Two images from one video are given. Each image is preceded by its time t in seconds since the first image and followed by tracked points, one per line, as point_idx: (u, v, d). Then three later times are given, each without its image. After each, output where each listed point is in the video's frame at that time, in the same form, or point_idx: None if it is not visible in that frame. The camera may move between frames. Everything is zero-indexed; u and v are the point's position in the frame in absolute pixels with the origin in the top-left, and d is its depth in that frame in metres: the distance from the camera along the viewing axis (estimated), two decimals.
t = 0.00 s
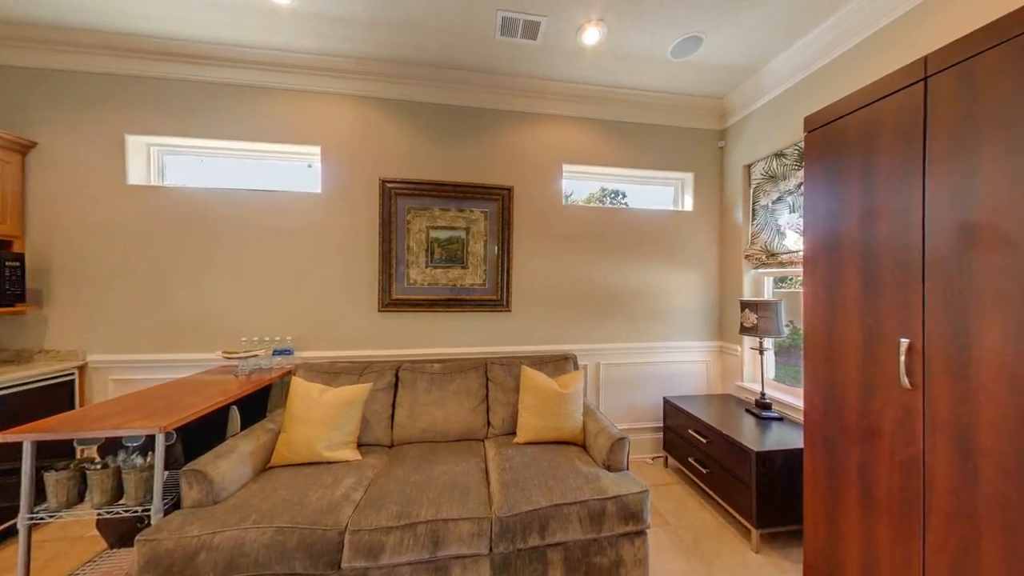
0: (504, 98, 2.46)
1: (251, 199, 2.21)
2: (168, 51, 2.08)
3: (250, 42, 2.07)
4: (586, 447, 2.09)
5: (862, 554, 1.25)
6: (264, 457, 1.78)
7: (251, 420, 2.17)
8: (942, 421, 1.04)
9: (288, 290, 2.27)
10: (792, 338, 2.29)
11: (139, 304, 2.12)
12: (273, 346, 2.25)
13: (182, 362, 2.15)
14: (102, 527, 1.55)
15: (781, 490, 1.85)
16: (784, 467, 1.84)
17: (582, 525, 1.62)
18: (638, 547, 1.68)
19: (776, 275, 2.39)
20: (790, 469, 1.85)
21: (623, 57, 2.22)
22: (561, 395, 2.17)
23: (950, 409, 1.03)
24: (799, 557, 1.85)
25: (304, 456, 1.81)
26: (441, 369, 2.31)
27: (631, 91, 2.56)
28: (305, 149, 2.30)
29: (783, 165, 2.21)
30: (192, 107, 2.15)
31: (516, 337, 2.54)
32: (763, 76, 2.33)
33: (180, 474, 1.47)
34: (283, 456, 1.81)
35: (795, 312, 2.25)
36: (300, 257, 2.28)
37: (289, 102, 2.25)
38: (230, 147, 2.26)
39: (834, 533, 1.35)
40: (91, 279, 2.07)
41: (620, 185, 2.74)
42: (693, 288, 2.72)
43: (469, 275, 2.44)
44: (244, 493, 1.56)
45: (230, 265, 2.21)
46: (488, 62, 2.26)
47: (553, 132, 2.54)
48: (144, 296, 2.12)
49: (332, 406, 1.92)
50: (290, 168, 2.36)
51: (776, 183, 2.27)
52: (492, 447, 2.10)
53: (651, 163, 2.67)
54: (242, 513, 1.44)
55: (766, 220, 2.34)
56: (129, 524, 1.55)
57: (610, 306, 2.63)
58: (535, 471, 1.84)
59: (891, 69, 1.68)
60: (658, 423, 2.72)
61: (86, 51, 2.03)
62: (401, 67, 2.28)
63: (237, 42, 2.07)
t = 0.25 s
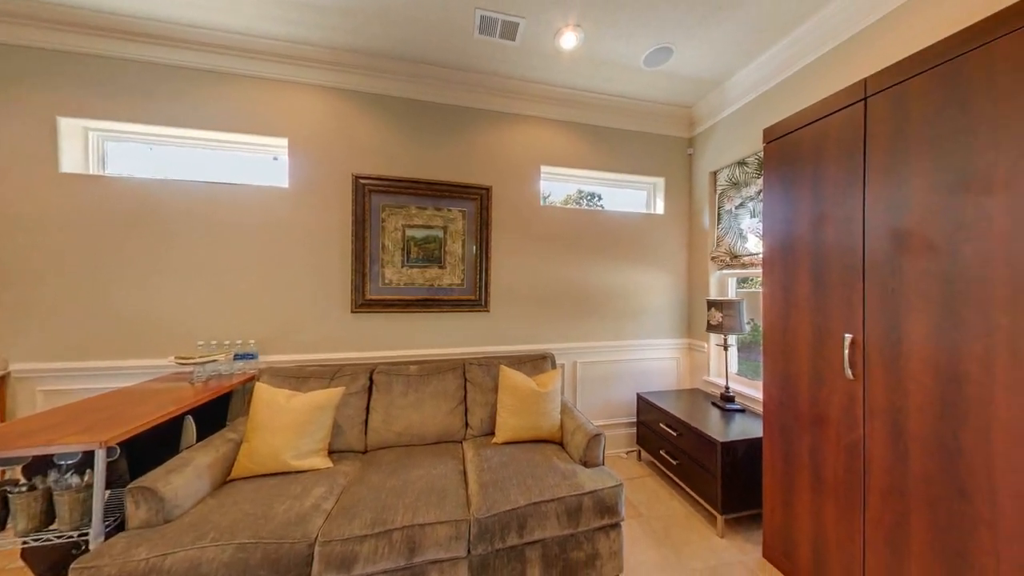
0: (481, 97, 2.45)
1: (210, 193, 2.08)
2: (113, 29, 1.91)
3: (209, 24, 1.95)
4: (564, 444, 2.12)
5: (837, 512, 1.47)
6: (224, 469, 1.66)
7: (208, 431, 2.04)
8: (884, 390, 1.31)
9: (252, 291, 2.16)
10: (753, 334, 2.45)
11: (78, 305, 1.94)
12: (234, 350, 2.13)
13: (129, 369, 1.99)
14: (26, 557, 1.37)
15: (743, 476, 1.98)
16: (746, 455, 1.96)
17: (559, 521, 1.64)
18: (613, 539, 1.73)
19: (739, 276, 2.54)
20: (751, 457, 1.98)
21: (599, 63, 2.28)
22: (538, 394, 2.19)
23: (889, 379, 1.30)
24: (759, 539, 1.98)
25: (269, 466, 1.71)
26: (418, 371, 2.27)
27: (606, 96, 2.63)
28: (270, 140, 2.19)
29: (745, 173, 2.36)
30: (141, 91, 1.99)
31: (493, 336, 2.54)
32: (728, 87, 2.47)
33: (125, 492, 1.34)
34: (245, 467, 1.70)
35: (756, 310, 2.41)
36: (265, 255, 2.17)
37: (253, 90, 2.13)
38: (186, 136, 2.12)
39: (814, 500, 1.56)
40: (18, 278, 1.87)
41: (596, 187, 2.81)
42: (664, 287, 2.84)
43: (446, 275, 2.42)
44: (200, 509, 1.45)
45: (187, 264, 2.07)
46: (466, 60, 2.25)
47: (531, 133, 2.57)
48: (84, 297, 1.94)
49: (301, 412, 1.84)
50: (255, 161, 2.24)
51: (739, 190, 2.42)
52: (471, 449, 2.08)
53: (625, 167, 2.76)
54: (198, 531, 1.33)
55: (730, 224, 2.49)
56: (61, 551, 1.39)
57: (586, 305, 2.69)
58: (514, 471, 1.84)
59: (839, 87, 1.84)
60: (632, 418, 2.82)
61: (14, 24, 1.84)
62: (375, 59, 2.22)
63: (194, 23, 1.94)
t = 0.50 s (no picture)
0: (457, 95, 2.43)
1: (157, 183, 1.91)
2: None
3: None
4: (540, 442, 2.14)
5: (787, 494, 1.60)
6: (172, 487, 1.52)
7: (154, 445, 1.87)
8: (827, 381, 1.45)
9: (207, 291, 2.01)
10: (716, 332, 2.61)
11: None
12: (184, 356, 1.97)
13: (58, 380, 1.79)
14: None
15: (707, 465, 2.10)
16: (709, 445, 2.09)
17: (535, 519, 1.65)
18: (587, 533, 1.75)
19: (703, 277, 2.69)
20: (714, 447, 2.10)
21: (573, 68, 2.33)
22: (515, 394, 2.20)
23: (831, 371, 1.44)
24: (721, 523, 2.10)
25: (225, 480, 1.58)
26: (391, 374, 2.21)
27: (580, 101, 2.69)
28: (227, 129, 2.04)
29: (708, 179, 2.50)
30: (75, 69, 1.80)
31: (470, 337, 2.53)
32: (693, 99, 2.62)
33: (50, 518, 1.19)
34: (198, 483, 1.56)
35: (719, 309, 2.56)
36: (221, 252, 2.03)
37: (209, 74, 1.98)
38: (129, 120, 1.93)
39: (768, 484, 1.69)
40: None
41: (571, 189, 2.86)
42: (635, 288, 2.95)
43: (421, 274, 2.38)
44: (145, 531, 1.32)
45: (129, 260, 1.88)
46: (442, 57, 2.21)
47: (507, 133, 2.57)
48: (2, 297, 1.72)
49: (262, 420, 1.72)
50: (209, 150, 2.08)
51: (703, 195, 2.56)
52: (446, 451, 2.05)
53: (598, 171, 2.84)
54: (141, 555, 1.21)
55: (695, 227, 2.63)
56: None
57: (561, 305, 2.74)
58: (490, 472, 1.84)
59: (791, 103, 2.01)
60: (605, 414, 2.90)
61: None
62: (346, 49, 2.14)
63: None
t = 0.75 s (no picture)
0: (435, 92, 2.39)
1: (98, 171, 1.74)
2: None
3: None
4: (518, 442, 2.15)
5: (749, 480, 1.71)
6: (115, 507, 1.38)
7: (95, 463, 1.70)
8: (783, 374, 1.57)
9: (159, 291, 1.86)
10: (685, 330, 2.74)
11: None
12: (130, 363, 1.81)
13: None
14: None
15: (677, 457, 2.20)
16: (679, 437, 2.19)
17: (513, 518, 1.65)
18: (564, 529, 1.77)
19: (674, 277, 2.81)
20: (683, 439, 2.21)
21: (551, 71, 2.36)
22: (494, 394, 2.19)
23: (786, 365, 1.55)
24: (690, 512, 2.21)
25: (178, 496, 1.46)
26: (364, 377, 2.14)
27: (558, 104, 2.73)
28: (181, 115, 1.90)
29: (678, 184, 2.62)
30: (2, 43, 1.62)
31: (447, 337, 2.50)
32: (664, 107, 2.74)
33: None
34: (146, 501, 1.43)
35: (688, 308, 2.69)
36: (173, 249, 1.88)
37: (162, 56, 1.84)
38: (65, 102, 1.76)
39: (731, 473, 1.80)
40: None
41: (549, 191, 2.90)
42: (610, 287, 3.04)
43: (397, 274, 2.33)
44: (83, 556, 1.19)
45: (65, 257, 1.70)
46: (420, 52, 2.17)
47: (485, 132, 2.57)
48: None
49: (221, 431, 1.60)
50: (159, 137, 1.91)
51: (673, 200, 2.68)
52: (423, 455, 2.01)
53: (575, 173, 2.90)
54: None
55: (666, 229, 2.74)
56: None
57: (539, 305, 2.77)
58: (468, 474, 1.82)
59: (752, 115, 2.15)
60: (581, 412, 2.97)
61: None
62: (317, 38, 2.05)
63: None
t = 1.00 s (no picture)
0: (408, 87, 2.34)
1: (18, 155, 1.55)
2: None
3: None
4: (494, 442, 2.14)
5: (711, 468, 1.83)
6: (38, 536, 1.22)
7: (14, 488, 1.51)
8: (741, 368, 1.68)
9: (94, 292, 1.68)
10: (654, 328, 2.86)
11: None
12: (56, 373, 1.61)
13: None
14: None
15: (646, 450, 2.30)
16: (648, 431, 2.29)
17: (490, 518, 1.64)
18: (540, 526, 1.79)
19: (644, 277, 2.93)
20: (652, 432, 2.31)
21: (526, 73, 2.38)
22: (470, 395, 2.17)
23: (743, 360, 1.67)
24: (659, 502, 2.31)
25: (117, 519, 1.31)
26: (333, 382, 2.05)
27: (534, 105, 2.76)
28: (120, 96, 1.72)
29: (648, 189, 2.74)
30: None
31: (422, 338, 2.45)
32: (635, 114, 2.85)
33: None
34: (77, 527, 1.28)
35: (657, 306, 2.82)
36: (111, 246, 1.70)
37: (100, 33, 1.68)
38: None
39: (695, 462, 1.91)
40: None
41: (525, 191, 2.92)
42: (584, 287, 3.11)
43: (368, 274, 2.25)
44: None
45: None
46: (394, 46, 2.11)
47: (461, 130, 2.54)
48: None
49: (168, 444, 1.46)
50: (93, 120, 1.72)
51: (643, 203, 2.80)
52: (397, 460, 1.95)
53: (550, 174, 2.94)
54: None
55: (637, 232, 2.85)
56: None
57: (515, 305, 2.78)
58: (444, 477, 1.79)
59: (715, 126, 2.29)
60: (556, 410, 3.02)
61: None
62: (281, 23, 1.94)
63: None
